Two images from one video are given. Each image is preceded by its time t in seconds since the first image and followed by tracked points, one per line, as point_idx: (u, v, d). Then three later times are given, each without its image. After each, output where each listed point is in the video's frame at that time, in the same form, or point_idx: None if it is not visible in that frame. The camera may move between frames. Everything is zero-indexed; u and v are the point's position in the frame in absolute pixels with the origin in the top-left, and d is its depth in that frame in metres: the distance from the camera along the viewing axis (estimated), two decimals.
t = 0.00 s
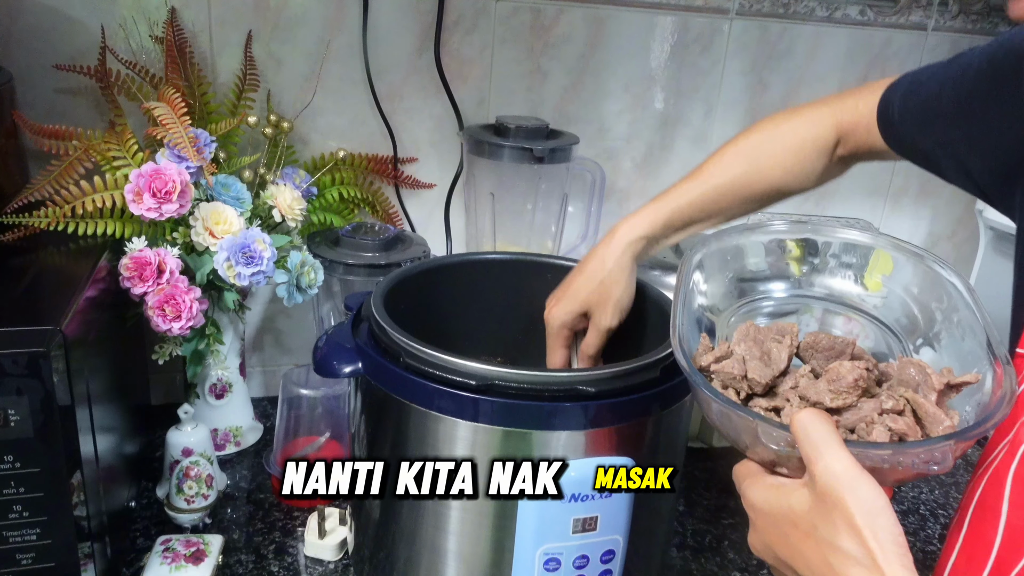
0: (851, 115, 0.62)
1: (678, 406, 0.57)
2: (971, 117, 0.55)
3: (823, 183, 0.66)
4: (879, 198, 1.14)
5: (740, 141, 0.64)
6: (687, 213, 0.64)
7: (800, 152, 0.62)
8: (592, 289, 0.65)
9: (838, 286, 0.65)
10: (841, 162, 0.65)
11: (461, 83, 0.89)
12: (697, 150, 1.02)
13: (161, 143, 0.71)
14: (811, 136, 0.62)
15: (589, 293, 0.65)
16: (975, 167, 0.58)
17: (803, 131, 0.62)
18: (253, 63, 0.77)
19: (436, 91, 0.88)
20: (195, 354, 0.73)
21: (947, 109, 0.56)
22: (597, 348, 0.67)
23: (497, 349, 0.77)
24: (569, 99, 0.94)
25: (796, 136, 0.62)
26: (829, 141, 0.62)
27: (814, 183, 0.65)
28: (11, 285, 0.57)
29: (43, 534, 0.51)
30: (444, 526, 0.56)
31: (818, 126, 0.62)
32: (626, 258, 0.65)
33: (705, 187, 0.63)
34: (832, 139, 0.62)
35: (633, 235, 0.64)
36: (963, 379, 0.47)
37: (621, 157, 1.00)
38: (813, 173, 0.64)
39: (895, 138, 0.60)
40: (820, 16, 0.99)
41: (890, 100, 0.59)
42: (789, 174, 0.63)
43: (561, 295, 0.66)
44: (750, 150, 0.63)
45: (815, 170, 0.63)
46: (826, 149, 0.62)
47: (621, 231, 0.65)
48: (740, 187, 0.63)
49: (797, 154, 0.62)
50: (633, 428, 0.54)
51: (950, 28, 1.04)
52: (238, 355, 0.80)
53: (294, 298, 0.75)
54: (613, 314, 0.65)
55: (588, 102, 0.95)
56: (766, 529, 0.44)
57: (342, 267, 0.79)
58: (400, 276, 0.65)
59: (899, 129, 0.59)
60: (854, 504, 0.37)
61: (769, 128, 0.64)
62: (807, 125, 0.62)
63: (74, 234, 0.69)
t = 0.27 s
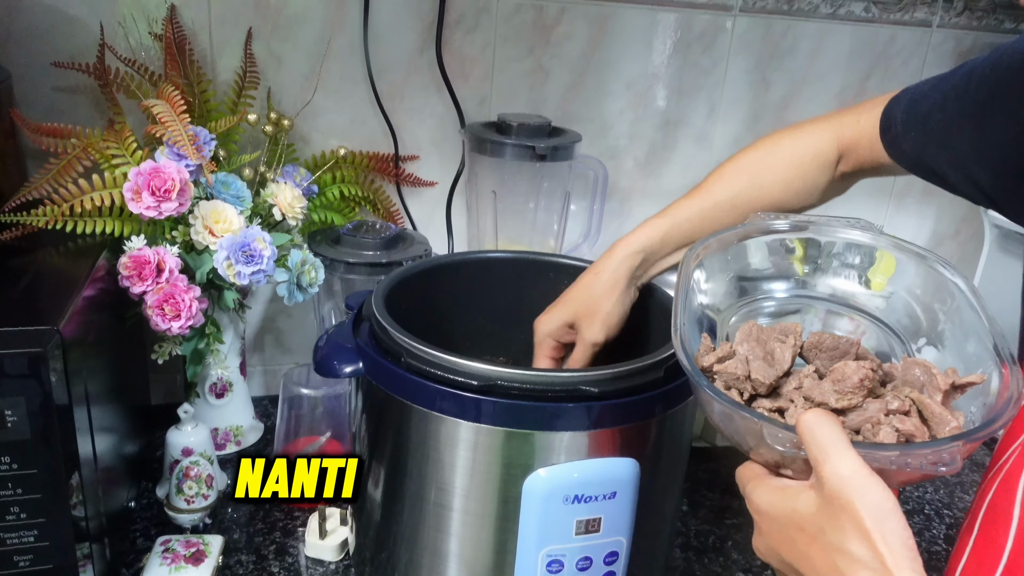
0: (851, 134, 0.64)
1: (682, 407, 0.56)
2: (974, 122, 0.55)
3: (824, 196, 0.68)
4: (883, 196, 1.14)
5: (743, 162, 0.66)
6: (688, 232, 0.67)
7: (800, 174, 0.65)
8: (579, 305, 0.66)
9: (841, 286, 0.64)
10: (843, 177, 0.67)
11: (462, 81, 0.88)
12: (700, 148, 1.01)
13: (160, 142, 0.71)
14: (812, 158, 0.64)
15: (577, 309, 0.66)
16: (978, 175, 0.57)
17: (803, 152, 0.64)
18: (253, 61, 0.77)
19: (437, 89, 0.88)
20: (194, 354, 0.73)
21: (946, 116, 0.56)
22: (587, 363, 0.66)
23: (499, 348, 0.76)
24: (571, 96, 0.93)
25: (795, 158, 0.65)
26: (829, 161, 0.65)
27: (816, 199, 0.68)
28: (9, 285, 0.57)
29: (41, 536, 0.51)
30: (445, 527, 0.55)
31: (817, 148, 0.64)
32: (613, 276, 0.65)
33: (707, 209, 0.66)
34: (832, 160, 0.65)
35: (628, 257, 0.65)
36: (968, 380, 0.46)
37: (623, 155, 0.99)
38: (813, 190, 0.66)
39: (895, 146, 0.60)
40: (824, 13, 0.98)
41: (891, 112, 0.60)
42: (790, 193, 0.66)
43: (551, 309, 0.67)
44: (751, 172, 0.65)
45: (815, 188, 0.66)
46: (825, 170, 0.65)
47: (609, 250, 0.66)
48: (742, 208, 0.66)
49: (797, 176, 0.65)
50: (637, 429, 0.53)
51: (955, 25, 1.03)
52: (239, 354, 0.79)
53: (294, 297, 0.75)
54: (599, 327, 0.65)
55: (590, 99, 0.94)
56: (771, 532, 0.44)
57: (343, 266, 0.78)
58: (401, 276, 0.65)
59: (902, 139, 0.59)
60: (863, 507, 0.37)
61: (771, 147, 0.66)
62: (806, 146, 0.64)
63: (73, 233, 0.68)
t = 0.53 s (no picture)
0: (859, 134, 0.60)
1: (689, 405, 0.55)
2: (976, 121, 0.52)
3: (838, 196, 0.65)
4: (890, 189, 1.12)
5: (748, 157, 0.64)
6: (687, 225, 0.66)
7: (804, 173, 0.63)
8: (566, 283, 0.65)
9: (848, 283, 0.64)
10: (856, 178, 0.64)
11: (464, 74, 0.87)
12: (705, 142, 1.00)
13: (158, 137, 0.70)
14: (818, 156, 0.62)
15: (564, 286, 0.65)
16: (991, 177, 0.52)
17: (808, 150, 0.62)
18: (252, 55, 0.76)
19: (439, 83, 0.87)
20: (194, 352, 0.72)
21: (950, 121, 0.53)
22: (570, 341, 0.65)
23: (502, 347, 0.75)
24: (574, 90, 0.92)
25: (800, 156, 0.62)
26: (836, 160, 0.62)
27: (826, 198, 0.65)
28: (5, 283, 0.56)
29: (38, 539, 0.50)
30: (448, 528, 0.55)
31: (824, 146, 0.62)
32: (601, 259, 0.64)
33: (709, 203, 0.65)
34: (839, 159, 0.62)
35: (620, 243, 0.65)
36: (983, 378, 0.45)
37: (627, 149, 0.98)
38: (822, 189, 0.64)
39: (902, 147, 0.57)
40: (830, 4, 0.96)
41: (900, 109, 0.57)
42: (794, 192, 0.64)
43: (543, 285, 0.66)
44: (756, 169, 0.64)
45: (823, 187, 0.63)
46: (833, 169, 0.62)
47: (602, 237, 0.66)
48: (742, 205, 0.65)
49: (801, 175, 0.63)
50: (644, 429, 0.52)
51: (964, 16, 1.02)
52: (240, 352, 0.79)
53: (295, 294, 0.74)
54: (582, 305, 0.64)
55: (593, 93, 0.93)
56: (783, 535, 0.43)
57: (344, 263, 0.77)
58: (403, 272, 0.64)
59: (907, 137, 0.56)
60: (880, 509, 0.36)
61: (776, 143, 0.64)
62: (813, 144, 0.62)
63: (70, 230, 0.67)
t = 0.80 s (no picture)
0: (891, 121, 0.58)
1: (700, 412, 0.54)
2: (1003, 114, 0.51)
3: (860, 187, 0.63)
4: (901, 189, 1.11)
5: (776, 140, 0.62)
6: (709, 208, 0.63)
7: (833, 159, 0.60)
8: (588, 256, 0.63)
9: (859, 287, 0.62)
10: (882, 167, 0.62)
11: (470, 74, 0.86)
12: (714, 141, 0.99)
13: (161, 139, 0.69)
14: (848, 143, 0.60)
15: (584, 260, 0.64)
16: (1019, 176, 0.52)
17: (838, 136, 0.60)
18: (256, 55, 0.75)
19: (445, 82, 0.86)
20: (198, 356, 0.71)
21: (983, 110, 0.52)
22: (584, 319, 0.64)
23: (510, 350, 0.74)
24: (582, 89, 0.91)
25: (831, 141, 0.60)
26: (865, 148, 0.60)
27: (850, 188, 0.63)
28: (6, 288, 0.55)
29: (39, 548, 0.49)
30: (455, 537, 0.54)
31: (855, 132, 0.59)
32: (623, 235, 0.62)
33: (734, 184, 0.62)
34: (869, 147, 0.59)
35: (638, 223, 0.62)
36: (1004, 387, 0.44)
37: (635, 149, 0.96)
38: (849, 178, 0.61)
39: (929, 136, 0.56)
40: (841, 2, 0.95)
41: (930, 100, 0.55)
42: (822, 179, 0.61)
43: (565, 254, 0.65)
44: (784, 148, 0.61)
45: (850, 176, 0.61)
46: (861, 158, 0.60)
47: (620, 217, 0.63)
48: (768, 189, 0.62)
49: (830, 161, 0.60)
50: (654, 437, 0.51)
51: (977, 13, 1.00)
52: (244, 355, 0.78)
53: (300, 297, 0.73)
54: (599, 285, 0.63)
55: (601, 92, 0.92)
56: (802, 549, 0.42)
57: (349, 265, 0.76)
58: (409, 275, 0.63)
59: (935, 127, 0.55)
60: (901, 525, 0.35)
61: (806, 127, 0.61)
62: (845, 127, 0.60)
63: (73, 233, 0.67)
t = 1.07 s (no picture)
0: (904, 107, 0.53)
1: (712, 413, 0.53)
2: (1019, 104, 0.47)
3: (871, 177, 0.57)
4: (913, 186, 1.09)
5: (778, 134, 0.56)
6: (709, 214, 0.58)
7: (844, 151, 0.54)
8: (603, 267, 0.60)
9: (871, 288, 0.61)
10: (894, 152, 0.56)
11: (477, 68, 0.85)
12: (723, 137, 0.97)
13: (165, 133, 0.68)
14: (859, 132, 0.54)
15: (599, 272, 0.60)
16: None
17: (848, 125, 0.54)
18: (261, 48, 0.74)
19: (451, 77, 0.84)
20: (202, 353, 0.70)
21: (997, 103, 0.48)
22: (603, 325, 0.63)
23: (518, 347, 0.73)
24: (590, 84, 0.90)
25: (841, 133, 0.54)
26: (877, 136, 0.54)
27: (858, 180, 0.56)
28: (7, 284, 0.55)
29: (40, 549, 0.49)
30: (461, 539, 0.53)
31: (866, 120, 0.54)
32: (636, 245, 0.58)
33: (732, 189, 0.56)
34: (880, 134, 0.54)
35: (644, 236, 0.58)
36: None
37: (644, 144, 0.95)
38: (859, 169, 0.55)
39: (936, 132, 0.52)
40: None
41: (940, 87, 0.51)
42: (831, 174, 0.55)
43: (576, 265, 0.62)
44: (792, 145, 0.55)
45: (861, 167, 0.55)
46: (873, 146, 0.54)
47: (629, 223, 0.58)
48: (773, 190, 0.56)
49: (839, 155, 0.54)
50: (666, 439, 0.50)
51: (992, 7, 0.99)
52: (249, 352, 0.77)
53: (305, 294, 0.72)
54: (619, 297, 0.60)
55: (610, 87, 0.91)
56: (819, 565, 0.42)
57: (355, 262, 0.76)
58: (415, 273, 0.62)
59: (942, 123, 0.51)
60: (926, 542, 0.34)
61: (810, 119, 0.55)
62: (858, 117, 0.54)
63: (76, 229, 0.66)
